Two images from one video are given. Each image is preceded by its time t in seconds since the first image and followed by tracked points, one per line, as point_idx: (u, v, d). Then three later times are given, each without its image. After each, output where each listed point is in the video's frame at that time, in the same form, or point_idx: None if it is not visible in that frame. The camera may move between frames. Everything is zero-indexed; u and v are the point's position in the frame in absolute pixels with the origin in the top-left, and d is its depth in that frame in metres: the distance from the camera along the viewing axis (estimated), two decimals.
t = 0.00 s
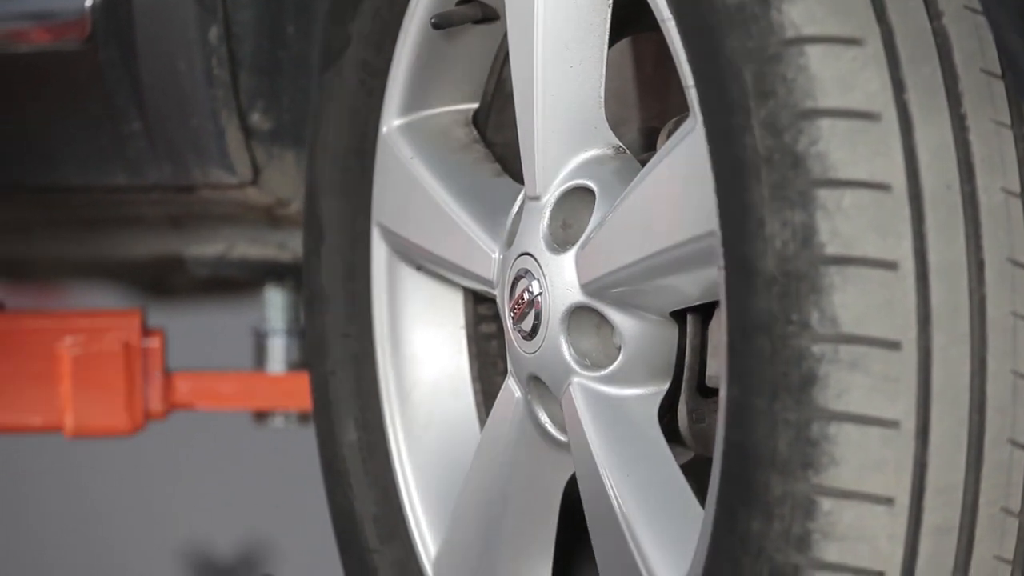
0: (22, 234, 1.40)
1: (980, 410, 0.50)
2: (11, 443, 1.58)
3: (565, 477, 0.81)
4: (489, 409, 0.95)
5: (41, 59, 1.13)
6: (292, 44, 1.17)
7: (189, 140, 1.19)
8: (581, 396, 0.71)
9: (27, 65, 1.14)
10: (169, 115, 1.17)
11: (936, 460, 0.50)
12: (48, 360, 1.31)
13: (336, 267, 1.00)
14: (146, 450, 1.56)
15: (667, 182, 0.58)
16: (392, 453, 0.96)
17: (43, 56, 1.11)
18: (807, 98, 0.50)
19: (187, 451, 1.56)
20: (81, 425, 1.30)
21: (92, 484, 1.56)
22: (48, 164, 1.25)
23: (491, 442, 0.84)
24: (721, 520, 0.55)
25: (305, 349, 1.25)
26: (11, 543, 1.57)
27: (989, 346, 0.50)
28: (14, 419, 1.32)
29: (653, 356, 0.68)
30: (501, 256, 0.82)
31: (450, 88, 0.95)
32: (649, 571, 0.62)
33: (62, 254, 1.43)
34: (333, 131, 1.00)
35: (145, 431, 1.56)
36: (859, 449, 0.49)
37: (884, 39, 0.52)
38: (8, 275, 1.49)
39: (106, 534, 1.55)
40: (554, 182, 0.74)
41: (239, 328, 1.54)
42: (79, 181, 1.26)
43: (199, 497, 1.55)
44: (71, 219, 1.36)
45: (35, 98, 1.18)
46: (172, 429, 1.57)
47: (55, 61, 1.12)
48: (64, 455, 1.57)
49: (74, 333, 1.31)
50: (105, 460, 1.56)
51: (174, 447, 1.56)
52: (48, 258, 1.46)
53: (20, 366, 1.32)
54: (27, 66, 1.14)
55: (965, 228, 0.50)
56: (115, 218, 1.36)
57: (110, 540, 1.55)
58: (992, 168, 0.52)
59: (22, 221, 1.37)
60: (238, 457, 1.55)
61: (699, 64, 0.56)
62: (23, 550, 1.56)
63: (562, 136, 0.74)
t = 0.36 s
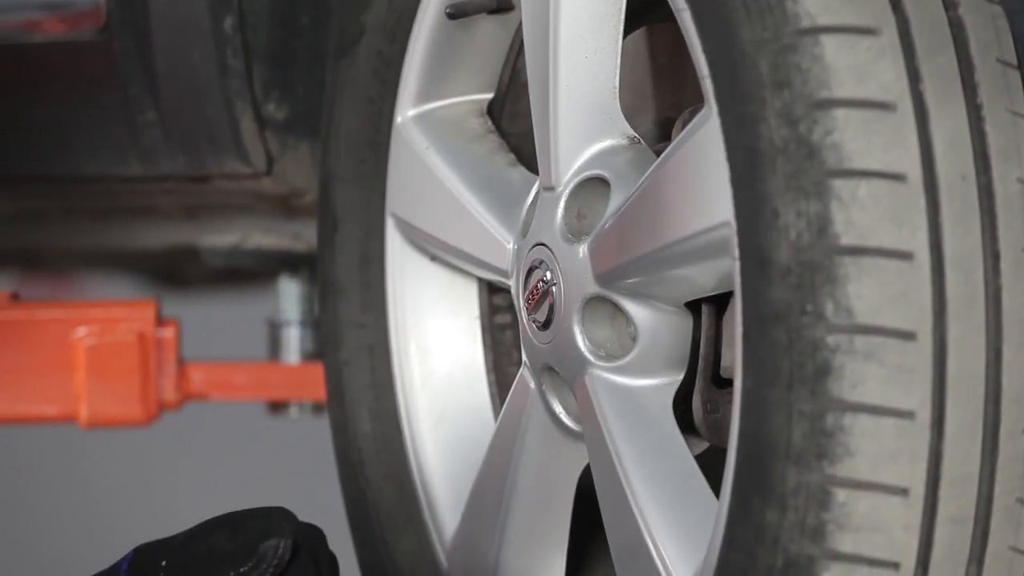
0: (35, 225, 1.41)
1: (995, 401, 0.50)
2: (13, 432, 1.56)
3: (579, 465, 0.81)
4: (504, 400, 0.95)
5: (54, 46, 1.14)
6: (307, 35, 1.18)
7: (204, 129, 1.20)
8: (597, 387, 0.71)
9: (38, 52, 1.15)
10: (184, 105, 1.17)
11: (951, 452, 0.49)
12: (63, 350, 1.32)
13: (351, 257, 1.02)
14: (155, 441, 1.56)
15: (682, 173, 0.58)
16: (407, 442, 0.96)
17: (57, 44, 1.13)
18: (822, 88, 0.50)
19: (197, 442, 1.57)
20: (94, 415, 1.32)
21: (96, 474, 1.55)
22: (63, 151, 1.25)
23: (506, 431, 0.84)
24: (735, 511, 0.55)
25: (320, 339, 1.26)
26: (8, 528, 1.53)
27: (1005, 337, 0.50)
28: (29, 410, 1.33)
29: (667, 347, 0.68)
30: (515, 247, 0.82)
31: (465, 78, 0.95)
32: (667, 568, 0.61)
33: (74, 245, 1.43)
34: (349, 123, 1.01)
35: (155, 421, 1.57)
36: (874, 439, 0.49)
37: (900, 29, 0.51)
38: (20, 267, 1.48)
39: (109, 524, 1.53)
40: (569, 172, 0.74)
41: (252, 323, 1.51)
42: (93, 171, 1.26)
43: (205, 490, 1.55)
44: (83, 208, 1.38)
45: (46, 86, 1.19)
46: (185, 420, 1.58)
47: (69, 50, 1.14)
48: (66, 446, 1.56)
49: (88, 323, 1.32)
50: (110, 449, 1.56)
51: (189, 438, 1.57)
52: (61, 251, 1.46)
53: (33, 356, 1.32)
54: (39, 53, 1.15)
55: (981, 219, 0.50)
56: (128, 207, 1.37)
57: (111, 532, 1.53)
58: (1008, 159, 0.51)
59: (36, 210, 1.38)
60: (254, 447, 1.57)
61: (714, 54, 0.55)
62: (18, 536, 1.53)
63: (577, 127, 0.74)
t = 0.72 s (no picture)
0: (44, 221, 1.41)
1: (1004, 396, 0.50)
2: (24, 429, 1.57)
3: (587, 463, 0.81)
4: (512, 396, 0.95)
5: (66, 41, 1.16)
6: (316, 30, 1.18)
7: (212, 124, 1.20)
8: (606, 382, 0.71)
9: (48, 48, 1.17)
10: (193, 100, 1.17)
11: (959, 447, 0.49)
12: (73, 346, 1.33)
13: (360, 253, 1.03)
14: (165, 438, 1.57)
15: (690, 169, 0.58)
16: (416, 438, 0.97)
17: (67, 40, 1.16)
18: (831, 83, 0.50)
19: (205, 440, 1.57)
20: (105, 411, 1.33)
21: (104, 470, 1.56)
22: (72, 146, 1.25)
23: (515, 427, 0.84)
24: (743, 507, 0.55)
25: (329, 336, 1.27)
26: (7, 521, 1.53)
27: (1014, 332, 0.50)
28: (39, 405, 1.34)
29: (676, 343, 0.68)
30: (523, 243, 0.82)
31: (472, 73, 0.95)
32: (676, 568, 0.61)
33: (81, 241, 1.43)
34: (359, 119, 1.02)
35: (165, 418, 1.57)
36: (883, 435, 0.49)
37: (908, 25, 0.51)
38: (31, 262, 1.50)
39: (113, 517, 1.55)
40: (577, 168, 0.74)
41: (261, 318, 1.51)
42: (100, 168, 1.25)
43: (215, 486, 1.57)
44: (92, 205, 1.38)
45: (55, 80, 1.20)
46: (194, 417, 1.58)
47: (80, 45, 1.16)
48: (74, 443, 1.57)
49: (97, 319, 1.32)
50: (117, 445, 1.56)
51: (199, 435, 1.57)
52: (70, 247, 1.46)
53: (44, 352, 1.33)
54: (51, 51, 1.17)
55: (990, 214, 0.50)
56: (136, 202, 1.37)
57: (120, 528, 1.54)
58: (1017, 154, 0.51)
59: (45, 207, 1.39)
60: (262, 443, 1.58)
61: (722, 50, 0.55)
62: (22, 532, 1.53)
63: (586, 123, 0.74)
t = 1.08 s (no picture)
0: (52, 222, 1.42)
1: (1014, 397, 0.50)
2: (29, 429, 1.58)
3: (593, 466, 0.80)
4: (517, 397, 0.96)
5: (74, 43, 1.17)
6: (324, 30, 1.18)
7: (220, 126, 1.20)
8: (613, 383, 0.71)
9: (54, 48, 1.18)
10: (201, 100, 1.18)
11: (968, 446, 0.49)
12: (80, 347, 1.34)
13: (368, 253, 1.03)
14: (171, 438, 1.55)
15: (697, 168, 0.58)
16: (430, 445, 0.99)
17: (75, 41, 1.17)
18: (838, 84, 0.50)
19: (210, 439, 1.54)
20: (113, 411, 1.34)
21: (110, 470, 1.56)
22: (78, 146, 1.25)
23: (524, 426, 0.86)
24: (751, 507, 0.55)
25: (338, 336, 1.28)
26: (14, 521, 1.56)
27: None
28: (47, 406, 1.35)
29: (683, 343, 0.68)
30: (531, 243, 0.83)
31: (480, 74, 0.95)
32: (682, 567, 0.61)
33: (87, 243, 1.44)
34: (366, 119, 1.02)
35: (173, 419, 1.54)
36: (890, 435, 0.49)
37: (916, 25, 0.51)
38: (38, 262, 1.50)
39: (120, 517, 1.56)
40: (585, 169, 0.75)
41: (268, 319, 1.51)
42: (109, 168, 1.26)
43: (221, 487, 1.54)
44: (99, 204, 1.39)
45: (64, 81, 1.21)
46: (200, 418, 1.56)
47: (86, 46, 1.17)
48: (81, 443, 1.57)
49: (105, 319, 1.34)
50: (120, 446, 1.56)
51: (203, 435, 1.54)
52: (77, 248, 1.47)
53: (52, 351, 1.34)
54: (58, 52, 1.18)
55: (998, 213, 0.50)
56: (143, 203, 1.38)
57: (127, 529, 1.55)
58: None
59: (53, 207, 1.40)
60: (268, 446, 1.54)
61: (729, 50, 0.55)
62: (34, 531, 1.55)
63: (593, 123, 0.74)
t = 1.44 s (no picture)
0: (59, 226, 1.43)
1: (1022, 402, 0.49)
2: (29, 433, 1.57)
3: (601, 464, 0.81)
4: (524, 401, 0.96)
5: (80, 46, 1.15)
6: (332, 34, 1.18)
7: (228, 130, 1.21)
8: (621, 387, 0.71)
9: (60, 52, 1.16)
10: (209, 105, 1.19)
11: (974, 451, 0.49)
12: (87, 350, 1.35)
13: (374, 256, 1.03)
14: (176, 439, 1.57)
15: (704, 173, 0.58)
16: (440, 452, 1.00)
17: (82, 45, 1.15)
18: (845, 88, 0.50)
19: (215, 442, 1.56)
20: (119, 414, 1.35)
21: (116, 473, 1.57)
22: (86, 147, 1.26)
23: (532, 428, 0.86)
24: (757, 511, 0.55)
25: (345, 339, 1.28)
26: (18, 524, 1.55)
27: None
28: (54, 409, 1.35)
29: (692, 347, 0.68)
30: (538, 247, 0.83)
31: (488, 78, 0.96)
32: (688, 568, 0.61)
33: (95, 247, 1.45)
34: (372, 123, 1.02)
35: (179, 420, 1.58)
36: (897, 439, 0.49)
37: (923, 29, 0.51)
38: (42, 266, 1.49)
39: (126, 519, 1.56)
40: (591, 173, 0.75)
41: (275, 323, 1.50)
42: (117, 171, 1.27)
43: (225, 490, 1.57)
44: (106, 207, 1.40)
45: (66, 84, 1.20)
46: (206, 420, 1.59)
47: (97, 51, 1.15)
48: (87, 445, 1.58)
49: (113, 323, 1.36)
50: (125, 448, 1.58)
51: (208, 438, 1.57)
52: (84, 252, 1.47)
53: (56, 354, 1.35)
54: (65, 57, 1.17)
55: (1005, 218, 0.50)
56: (151, 207, 1.39)
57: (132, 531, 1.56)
58: None
59: (58, 209, 1.41)
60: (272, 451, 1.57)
61: (737, 54, 0.56)
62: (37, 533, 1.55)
63: (600, 127, 0.74)
